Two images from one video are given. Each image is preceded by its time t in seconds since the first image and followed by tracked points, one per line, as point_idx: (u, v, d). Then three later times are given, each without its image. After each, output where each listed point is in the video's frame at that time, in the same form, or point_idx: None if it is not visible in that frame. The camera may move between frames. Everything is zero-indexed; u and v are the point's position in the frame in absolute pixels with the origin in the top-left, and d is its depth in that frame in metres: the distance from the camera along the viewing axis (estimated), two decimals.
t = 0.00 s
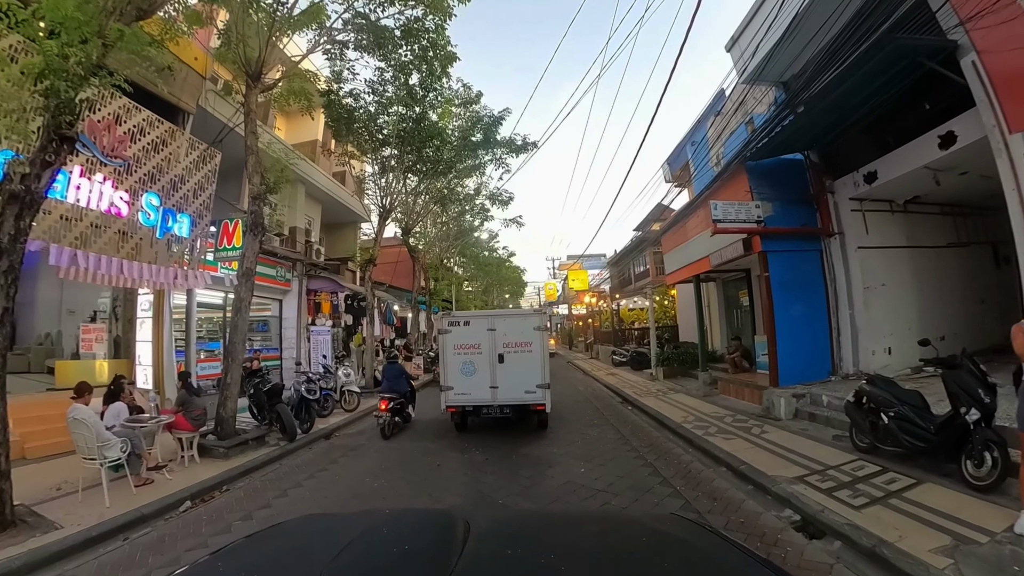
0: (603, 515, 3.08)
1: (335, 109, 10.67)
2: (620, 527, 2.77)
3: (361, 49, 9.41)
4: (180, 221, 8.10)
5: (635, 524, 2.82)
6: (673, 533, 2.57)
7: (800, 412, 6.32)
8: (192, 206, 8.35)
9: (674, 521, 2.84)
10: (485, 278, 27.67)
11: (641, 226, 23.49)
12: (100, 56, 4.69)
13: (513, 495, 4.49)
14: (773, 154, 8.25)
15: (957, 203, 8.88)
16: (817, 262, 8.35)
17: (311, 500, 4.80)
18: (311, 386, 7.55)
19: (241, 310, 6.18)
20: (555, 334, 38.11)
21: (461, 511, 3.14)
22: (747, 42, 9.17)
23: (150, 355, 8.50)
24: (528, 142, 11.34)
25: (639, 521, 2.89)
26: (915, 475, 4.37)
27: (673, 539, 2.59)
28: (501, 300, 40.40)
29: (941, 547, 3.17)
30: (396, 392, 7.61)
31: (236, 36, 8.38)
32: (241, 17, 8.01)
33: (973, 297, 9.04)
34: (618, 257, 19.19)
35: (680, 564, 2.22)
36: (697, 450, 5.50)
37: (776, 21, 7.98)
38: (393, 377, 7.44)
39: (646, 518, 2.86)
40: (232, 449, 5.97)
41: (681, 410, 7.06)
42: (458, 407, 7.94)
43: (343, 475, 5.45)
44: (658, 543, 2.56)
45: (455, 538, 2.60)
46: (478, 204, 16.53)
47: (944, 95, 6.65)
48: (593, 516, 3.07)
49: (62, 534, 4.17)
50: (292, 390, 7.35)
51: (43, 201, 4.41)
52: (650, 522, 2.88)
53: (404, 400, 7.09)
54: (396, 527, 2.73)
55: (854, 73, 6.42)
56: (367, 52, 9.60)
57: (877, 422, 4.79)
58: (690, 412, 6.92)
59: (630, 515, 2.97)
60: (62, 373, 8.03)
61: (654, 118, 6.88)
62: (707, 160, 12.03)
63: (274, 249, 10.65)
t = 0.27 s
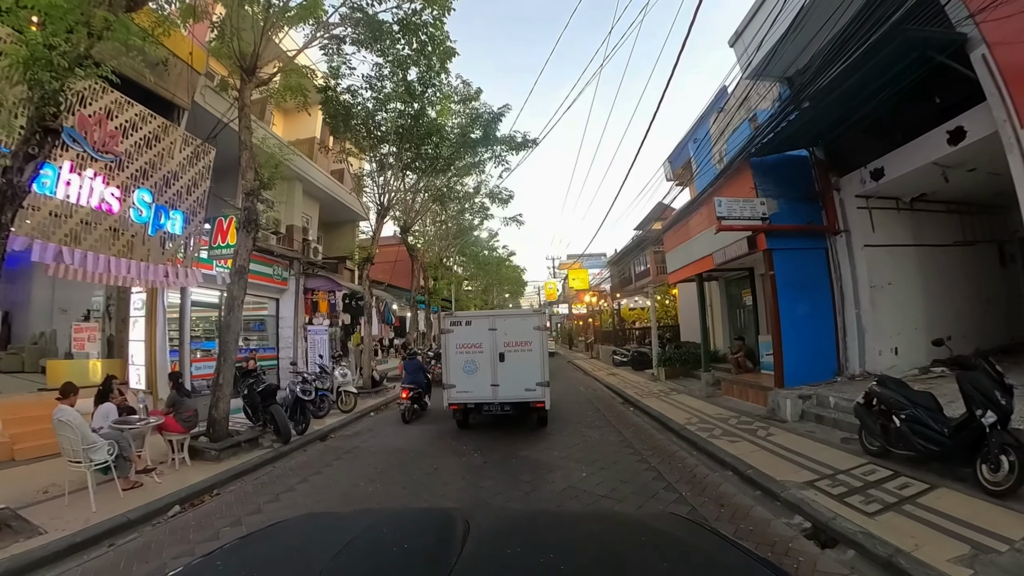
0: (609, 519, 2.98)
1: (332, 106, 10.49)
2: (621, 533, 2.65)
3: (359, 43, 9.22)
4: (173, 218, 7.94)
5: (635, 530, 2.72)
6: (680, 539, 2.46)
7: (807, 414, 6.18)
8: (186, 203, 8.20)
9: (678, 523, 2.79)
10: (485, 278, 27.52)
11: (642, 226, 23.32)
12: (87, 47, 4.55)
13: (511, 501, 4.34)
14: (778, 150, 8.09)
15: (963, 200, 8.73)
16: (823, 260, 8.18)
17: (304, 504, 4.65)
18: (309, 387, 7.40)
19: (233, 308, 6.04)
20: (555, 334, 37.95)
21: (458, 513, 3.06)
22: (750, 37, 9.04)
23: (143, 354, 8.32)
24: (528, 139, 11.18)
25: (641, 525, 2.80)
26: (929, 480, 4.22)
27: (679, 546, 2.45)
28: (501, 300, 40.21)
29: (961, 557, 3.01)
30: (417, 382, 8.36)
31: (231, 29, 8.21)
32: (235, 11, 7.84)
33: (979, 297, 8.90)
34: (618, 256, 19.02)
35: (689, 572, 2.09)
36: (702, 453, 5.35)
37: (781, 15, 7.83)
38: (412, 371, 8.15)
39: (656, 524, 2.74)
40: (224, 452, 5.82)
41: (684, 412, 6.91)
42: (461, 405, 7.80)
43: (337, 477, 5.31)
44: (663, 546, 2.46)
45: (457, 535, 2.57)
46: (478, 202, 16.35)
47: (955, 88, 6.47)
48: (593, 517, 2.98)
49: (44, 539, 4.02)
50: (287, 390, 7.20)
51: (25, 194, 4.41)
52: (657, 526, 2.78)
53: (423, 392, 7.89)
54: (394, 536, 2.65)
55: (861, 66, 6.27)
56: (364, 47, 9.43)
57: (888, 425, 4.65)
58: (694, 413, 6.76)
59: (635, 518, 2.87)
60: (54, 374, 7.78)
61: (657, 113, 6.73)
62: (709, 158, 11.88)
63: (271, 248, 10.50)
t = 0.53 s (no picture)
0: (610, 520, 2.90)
1: (329, 102, 10.32)
2: (624, 542, 2.54)
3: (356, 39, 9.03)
4: (167, 215, 7.79)
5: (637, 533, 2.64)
6: (687, 550, 2.34)
7: (813, 415, 6.05)
8: (179, 200, 8.05)
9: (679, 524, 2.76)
10: (484, 276, 27.36)
11: (643, 225, 23.13)
12: (76, 38, 4.42)
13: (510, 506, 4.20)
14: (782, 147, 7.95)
15: (971, 198, 8.58)
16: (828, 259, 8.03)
17: (297, 508, 4.52)
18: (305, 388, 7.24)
19: (226, 307, 5.90)
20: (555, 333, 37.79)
21: (456, 514, 3.05)
22: (754, 32, 8.89)
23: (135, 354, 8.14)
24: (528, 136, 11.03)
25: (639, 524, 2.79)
26: (942, 485, 4.09)
27: (685, 557, 2.33)
28: (501, 299, 40.06)
29: (981, 566, 2.88)
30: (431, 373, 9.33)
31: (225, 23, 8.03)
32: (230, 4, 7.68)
33: (987, 296, 8.75)
34: (619, 255, 18.86)
35: None
36: (707, 456, 5.22)
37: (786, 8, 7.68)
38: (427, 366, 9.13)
39: (662, 533, 2.62)
40: (217, 454, 5.69)
41: (687, 413, 6.76)
42: (463, 402, 7.69)
43: (332, 480, 5.18)
44: (670, 557, 2.33)
45: (456, 536, 2.56)
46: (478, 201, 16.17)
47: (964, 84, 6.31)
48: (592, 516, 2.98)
49: (28, 545, 3.89)
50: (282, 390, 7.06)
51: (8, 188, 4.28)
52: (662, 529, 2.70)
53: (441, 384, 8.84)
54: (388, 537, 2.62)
55: (869, 59, 6.13)
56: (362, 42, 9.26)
57: (900, 427, 4.51)
58: (698, 415, 6.61)
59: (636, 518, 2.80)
60: (46, 373, 7.57)
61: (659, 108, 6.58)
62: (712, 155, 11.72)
63: (267, 246, 10.35)
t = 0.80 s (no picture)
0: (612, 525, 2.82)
1: (327, 98, 10.18)
2: (629, 551, 2.43)
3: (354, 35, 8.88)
4: (160, 212, 7.66)
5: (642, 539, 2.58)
6: (696, 560, 2.23)
7: (819, 417, 5.93)
8: (173, 197, 7.91)
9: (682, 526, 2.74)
10: (484, 275, 27.25)
11: (644, 224, 22.99)
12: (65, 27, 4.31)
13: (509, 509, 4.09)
14: (787, 143, 7.80)
15: (976, 197, 8.47)
16: (834, 257, 7.88)
17: (290, 512, 4.39)
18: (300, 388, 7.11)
19: (219, 304, 5.77)
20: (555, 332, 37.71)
21: (455, 521, 2.92)
22: (758, 27, 8.76)
23: (127, 353, 7.96)
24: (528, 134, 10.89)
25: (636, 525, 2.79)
26: (956, 489, 3.96)
27: (693, 566, 2.21)
28: (500, 299, 39.93)
29: None
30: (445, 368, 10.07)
31: (220, 16, 7.87)
32: None
33: (993, 296, 8.62)
34: (619, 255, 18.74)
35: None
36: (712, 459, 5.09)
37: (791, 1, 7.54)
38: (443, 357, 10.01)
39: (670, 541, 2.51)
40: (209, 456, 5.55)
41: (690, 414, 6.64)
42: (466, 399, 7.88)
43: (328, 483, 5.06)
44: (679, 569, 2.23)
45: (456, 536, 2.58)
46: (477, 199, 16.03)
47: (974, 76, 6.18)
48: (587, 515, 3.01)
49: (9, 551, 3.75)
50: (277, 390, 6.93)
51: None
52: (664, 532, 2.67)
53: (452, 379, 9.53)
54: (387, 544, 2.53)
55: (876, 53, 5.99)
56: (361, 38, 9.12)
57: (911, 429, 4.39)
58: (700, 415, 6.49)
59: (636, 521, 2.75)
60: (39, 372, 7.43)
61: (661, 104, 6.44)
62: (714, 153, 11.58)
63: (263, 244, 10.21)
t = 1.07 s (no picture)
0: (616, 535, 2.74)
1: (324, 95, 10.00)
2: (633, 561, 2.30)
3: (352, 31, 8.71)
4: (154, 209, 7.52)
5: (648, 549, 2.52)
6: (705, 572, 2.10)
7: (826, 418, 5.80)
8: (166, 194, 7.77)
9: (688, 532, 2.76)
10: (484, 275, 27.13)
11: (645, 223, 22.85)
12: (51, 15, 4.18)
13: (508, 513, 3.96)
14: (792, 139, 7.67)
15: (982, 194, 8.34)
16: (839, 255, 7.74)
17: (283, 516, 4.26)
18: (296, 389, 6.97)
19: (212, 303, 5.64)
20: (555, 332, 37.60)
21: (451, 529, 2.79)
22: (762, 21, 8.62)
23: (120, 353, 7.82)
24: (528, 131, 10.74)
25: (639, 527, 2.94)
26: (970, 494, 3.83)
27: None
28: (500, 299, 39.77)
29: None
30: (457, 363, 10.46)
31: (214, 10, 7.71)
32: None
33: (999, 295, 8.49)
34: (619, 254, 18.63)
35: None
36: (717, 462, 4.96)
37: None
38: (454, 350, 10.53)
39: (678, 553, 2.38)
40: (201, 459, 5.42)
41: (693, 415, 6.51)
42: (468, 396, 8.19)
43: (323, 486, 4.93)
44: None
45: (457, 536, 2.73)
46: (477, 198, 15.89)
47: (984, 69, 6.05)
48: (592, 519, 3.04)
49: None
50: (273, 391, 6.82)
51: None
52: (672, 540, 2.68)
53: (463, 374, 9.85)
54: (390, 558, 2.45)
55: (886, 45, 5.85)
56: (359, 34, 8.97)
57: (924, 433, 4.25)
58: (703, 417, 6.37)
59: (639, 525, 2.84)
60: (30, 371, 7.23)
61: (664, 98, 6.30)
62: (716, 150, 11.44)
63: (259, 243, 10.07)
